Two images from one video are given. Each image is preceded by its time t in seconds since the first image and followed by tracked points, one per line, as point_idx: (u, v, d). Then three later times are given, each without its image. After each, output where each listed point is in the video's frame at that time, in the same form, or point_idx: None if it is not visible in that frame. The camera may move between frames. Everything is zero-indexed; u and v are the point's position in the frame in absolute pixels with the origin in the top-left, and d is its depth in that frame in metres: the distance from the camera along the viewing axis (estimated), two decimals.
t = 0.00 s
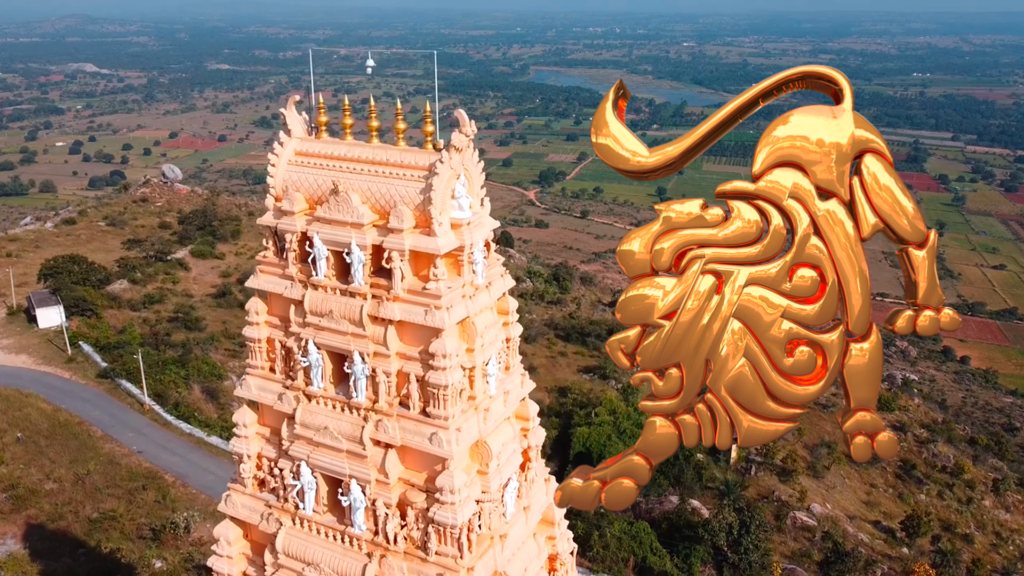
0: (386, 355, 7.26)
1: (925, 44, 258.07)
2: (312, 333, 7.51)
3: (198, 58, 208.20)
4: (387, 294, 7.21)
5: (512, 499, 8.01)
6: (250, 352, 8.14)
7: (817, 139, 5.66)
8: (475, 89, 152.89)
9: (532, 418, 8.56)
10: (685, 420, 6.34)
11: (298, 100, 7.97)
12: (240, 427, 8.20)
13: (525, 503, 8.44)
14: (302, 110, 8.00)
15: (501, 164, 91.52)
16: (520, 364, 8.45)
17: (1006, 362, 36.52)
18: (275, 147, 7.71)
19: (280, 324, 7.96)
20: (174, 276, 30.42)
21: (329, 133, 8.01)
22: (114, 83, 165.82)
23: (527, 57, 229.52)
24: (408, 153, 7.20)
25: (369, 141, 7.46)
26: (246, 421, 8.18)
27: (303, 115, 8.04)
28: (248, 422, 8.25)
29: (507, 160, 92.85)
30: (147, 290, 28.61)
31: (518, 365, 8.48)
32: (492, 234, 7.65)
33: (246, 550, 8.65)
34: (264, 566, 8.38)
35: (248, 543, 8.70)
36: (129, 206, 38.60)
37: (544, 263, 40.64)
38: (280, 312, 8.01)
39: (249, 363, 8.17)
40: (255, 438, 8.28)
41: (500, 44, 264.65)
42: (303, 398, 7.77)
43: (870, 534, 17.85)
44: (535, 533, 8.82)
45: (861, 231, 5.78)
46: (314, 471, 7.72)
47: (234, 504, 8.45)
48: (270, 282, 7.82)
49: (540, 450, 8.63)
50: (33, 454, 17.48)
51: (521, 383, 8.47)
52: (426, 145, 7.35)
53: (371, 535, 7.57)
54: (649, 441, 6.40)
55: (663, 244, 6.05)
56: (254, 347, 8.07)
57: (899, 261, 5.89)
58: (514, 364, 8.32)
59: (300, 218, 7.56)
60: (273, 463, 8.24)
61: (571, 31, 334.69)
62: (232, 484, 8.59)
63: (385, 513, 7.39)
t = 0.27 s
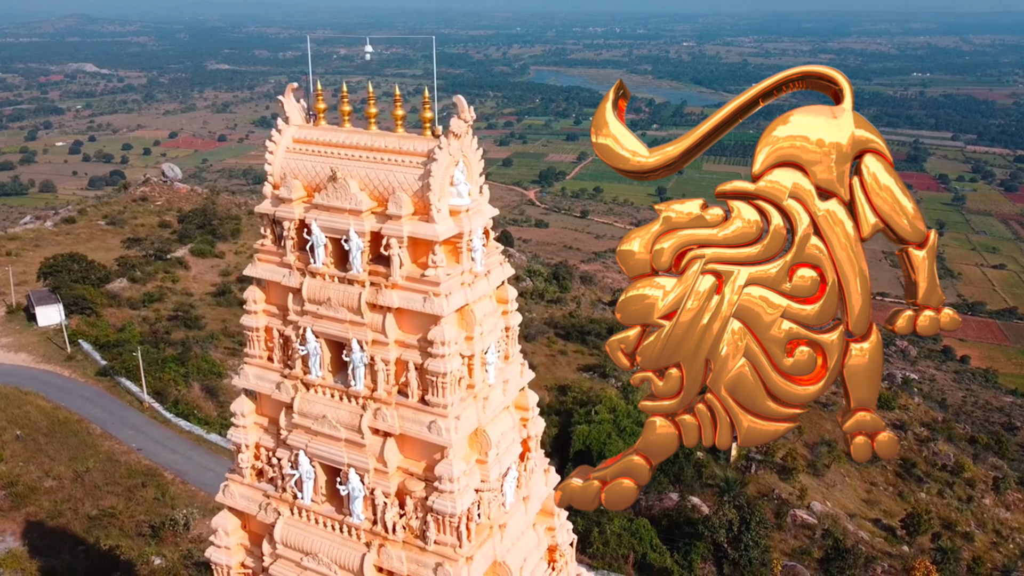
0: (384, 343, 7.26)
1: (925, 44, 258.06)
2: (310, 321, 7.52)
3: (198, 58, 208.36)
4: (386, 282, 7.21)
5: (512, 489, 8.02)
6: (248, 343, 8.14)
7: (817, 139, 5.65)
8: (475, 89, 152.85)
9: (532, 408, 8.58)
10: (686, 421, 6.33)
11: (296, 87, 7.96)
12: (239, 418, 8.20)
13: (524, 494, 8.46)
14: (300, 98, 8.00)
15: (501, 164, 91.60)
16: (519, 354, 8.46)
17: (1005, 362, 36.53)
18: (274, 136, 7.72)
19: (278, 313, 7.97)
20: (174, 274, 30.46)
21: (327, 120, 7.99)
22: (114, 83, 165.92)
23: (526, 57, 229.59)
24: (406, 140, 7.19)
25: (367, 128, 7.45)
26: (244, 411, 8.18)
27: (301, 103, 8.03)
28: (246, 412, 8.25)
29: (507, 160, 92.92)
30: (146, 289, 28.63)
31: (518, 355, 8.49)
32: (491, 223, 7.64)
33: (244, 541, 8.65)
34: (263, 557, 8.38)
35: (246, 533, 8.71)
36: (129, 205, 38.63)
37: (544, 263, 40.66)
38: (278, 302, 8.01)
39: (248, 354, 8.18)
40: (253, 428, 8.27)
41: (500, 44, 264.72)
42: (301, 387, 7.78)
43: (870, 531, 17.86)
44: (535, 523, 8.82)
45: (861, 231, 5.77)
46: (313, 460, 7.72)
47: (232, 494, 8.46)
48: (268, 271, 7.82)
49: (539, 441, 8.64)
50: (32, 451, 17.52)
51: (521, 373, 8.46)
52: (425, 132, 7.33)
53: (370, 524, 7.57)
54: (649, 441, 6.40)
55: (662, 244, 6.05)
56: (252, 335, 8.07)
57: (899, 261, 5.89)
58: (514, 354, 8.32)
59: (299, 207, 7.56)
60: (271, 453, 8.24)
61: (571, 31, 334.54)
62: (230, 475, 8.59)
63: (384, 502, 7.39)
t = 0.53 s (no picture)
0: (383, 331, 7.26)
1: (925, 44, 258.03)
2: (309, 310, 7.51)
3: (198, 58, 208.47)
4: (385, 270, 7.20)
5: (511, 480, 8.01)
6: (247, 332, 8.15)
7: (817, 140, 5.65)
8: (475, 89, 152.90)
9: (532, 398, 8.56)
10: (685, 421, 6.33)
11: (295, 74, 7.96)
12: (237, 408, 8.18)
13: (524, 484, 8.45)
14: (299, 86, 8.00)
15: (500, 164, 91.67)
16: (519, 344, 8.45)
17: (1006, 361, 36.52)
18: (272, 123, 7.72)
19: (277, 302, 7.98)
20: (173, 273, 30.49)
21: (326, 107, 7.98)
22: (113, 83, 165.95)
23: (526, 57, 229.67)
24: (405, 126, 7.19)
25: (367, 115, 7.45)
26: (242, 401, 8.17)
27: (299, 91, 8.03)
28: (244, 402, 8.24)
29: (507, 159, 92.97)
30: (146, 288, 28.65)
31: (518, 345, 8.48)
32: (490, 210, 7.63)
33: (242, 532, 8.65)
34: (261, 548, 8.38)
35: (245, 525, 8.70)
36: (128, 204, 38.64)
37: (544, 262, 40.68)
38: (276, 291, 8.02)
39: (246, 343, 8.17)
40: (252, 418, 8.27)
41: (500, 44, 264.85)
42: (300, 375, 7.78)
43: (870, 529, 17.87)
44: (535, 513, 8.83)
45: (861, 231, 5.77)
46: (311, 450, 7.72)
47: (230, 484, 8.46)
48: (267, 260, 7.82)
49: (539, 431, 8.62)
50: (31, 449, 17.54)
51: (520, 363, 8.44)
52: (424, 118, 7.32)
53: (368, 513, 7.57)
54: (649, 441, 6.39)
55: (662, 245, 6.05)
56: (251, 324, 8.08)
57: (899, 261, 5.87)
58: (514, 343, 8.31)
59: (297, 194, 7.56)
60: (270, 442, 8.24)
61: (571, 31, 334.42)
62: (229, 465, 8.59)
63: (383, 491, 7.38)
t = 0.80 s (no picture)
0: (382, 320, 7.26)
1: (925, 43, 258.07)
2: (308, 299, 7.51)
3: (198, 58, 208.56)
4: (384, 258, 7.20)
5: (511, 470, 8.02)
6: (245, 322, 8.15)
7: (817, 140, 5.65)
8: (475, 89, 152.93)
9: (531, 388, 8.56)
10: (686, 421, 6.32)
11: (294, 63, 7.94)
12: (236, 399, 8.17)
13: (524, 474, 8.46)
14: (298, 75, 7.99)
15: (500, 163, 91.71)
16: (519, 334, 8.44)
17: (1006, 360, 36.51)
18: (271, 111, 7.71)
19: (275, 292, 7.97)
20: (173, 272, 30.50)
21: (325, 96, 7.97)
22: (113, 83, 165.98)
23: (526, 57, 229.79)
24: (404, 114, 7.18)
25: (366, 103, 7.44)
26: (241, 392, 8.16)
27: (298, 79, 8.02)
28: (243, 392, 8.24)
29: (507, 159, 93.00)
30: (146, 286, 28.67)
31: (518, 335, 8.47)
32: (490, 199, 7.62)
33: (240, 523, 8.66)
34: (260, 539, 8.38)
35: (243, 516, 8.71)
36: (128, 203, 38.65)
37: (544, 262, 40.70)
38: (275, 281, 8.02)
39: (245, 333, 8.17)
40: (250, 409, 8.26)
41: (500, 44, 264.93)
42: (298, 365, 7.78)
43: (871, 528, 17.88)
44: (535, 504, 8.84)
45: (861, 231, 5.77)
46: (310, 440, 7.71)
47: (229, 476, 8.46)
48: (266, 249, 7.82)
49: (539, 422, 8.62)
50: (31, 447, 17.54)
51: (520, 353, 8.43)
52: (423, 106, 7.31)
53: (368, 504, 7.58)
54: (649, 441, 6.39)
55: (663, 245, 6.05)
56: (250, 314, 8.07)
57: (899, 261, 5.86)
58: (513, 333, 8.31)
59: (296, 182, 7.55)
60: (268, 433, 8.24)
61: (571, 31, 334.36)
62: (228, 456, 8.59)
63: (382, 481, 7.39)
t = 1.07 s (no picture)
0: (382, 309, 7.26)
1: (925, 43, 257.97)
2: (307, 288, 7.51)
3: (198, 58, 208.57)
4: (384, 246, 7.20)
5: (511, 460, 8.02)
6: (244, 311, 8.13)
7: (817, 140, 5.65)
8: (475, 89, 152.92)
9: (531, 378, 8.55)
10: (686, 420, 6.33)
11: (293, 52, 7.94)
12: (234, 388, 8.15)
13: (524, 465, 8.46)
14: (297, 65, 7.99)
15: (500, 163, 91.77)
16: (519, 325, 8.43)
17: (1006, 360, 36.50)
18: (270, 100, 7.69)
19: (274, 281, 7.97)
20: (173, 271, 30.53)
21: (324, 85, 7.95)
22: (112, 83, 165.94)
23: (526, 56, 229.88)
24: (403, 102, 7.18)
25: (366, 92, 7.43)
26: (240, 381, 8.15)
27: (297, 68, 8.01)
28: (241, 382, 8.22)
29: (507, 159, 93.03)
30: (145, 285, 28.71)
31: (517, 325, 8.45)
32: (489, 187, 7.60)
33: (239, 515, 8.66)
34: (260, 530, 8.37)
35: (242, 508, 8.70)
36: (128, 202, 38.66)
37: (544, 261, 40.71)
38: (274, 270, 8.01)
39: (243, 322, 8.15)
40: (249, 400, 8.26)
41: (500, 44, 264.90)
42: (297, 355, 7.78)
43: (871, 526, 17.91)
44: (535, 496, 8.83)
45: (861, 231, 5.77)
46: (309, 431, 7.71)
47: (228, 467, 8.45)
48: (265, 238, 7.81)
49: (539, 413, 8.62)
50: (30, 445, 17.51)
51: (520, 344, 8.42)
52: (422, 94, 7.30)
53: (367, 495, 7.58)
54: (649, 441, 6.39)
55: (663, 244, 6.05)
56: (248, 305, 8.06)
57: (899, 261, 5.86)
58: (513, 323, 8.31)
59: (295, 170, 7.54)
60: (267, 423, 8.22)
61: (571, 31, 334.24)
62: (226, 447, 8.58)
63: (382, 471, 7.39)
